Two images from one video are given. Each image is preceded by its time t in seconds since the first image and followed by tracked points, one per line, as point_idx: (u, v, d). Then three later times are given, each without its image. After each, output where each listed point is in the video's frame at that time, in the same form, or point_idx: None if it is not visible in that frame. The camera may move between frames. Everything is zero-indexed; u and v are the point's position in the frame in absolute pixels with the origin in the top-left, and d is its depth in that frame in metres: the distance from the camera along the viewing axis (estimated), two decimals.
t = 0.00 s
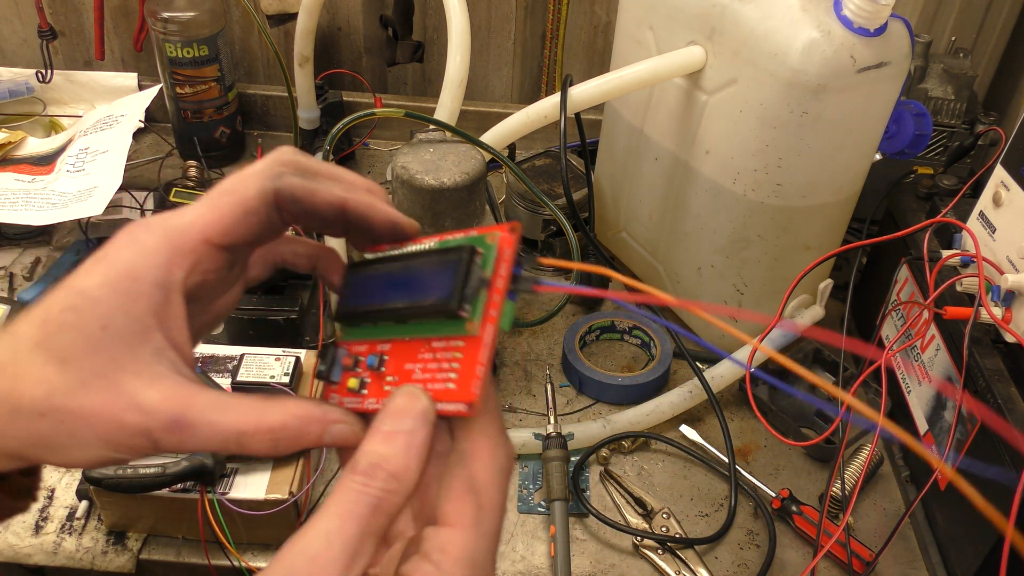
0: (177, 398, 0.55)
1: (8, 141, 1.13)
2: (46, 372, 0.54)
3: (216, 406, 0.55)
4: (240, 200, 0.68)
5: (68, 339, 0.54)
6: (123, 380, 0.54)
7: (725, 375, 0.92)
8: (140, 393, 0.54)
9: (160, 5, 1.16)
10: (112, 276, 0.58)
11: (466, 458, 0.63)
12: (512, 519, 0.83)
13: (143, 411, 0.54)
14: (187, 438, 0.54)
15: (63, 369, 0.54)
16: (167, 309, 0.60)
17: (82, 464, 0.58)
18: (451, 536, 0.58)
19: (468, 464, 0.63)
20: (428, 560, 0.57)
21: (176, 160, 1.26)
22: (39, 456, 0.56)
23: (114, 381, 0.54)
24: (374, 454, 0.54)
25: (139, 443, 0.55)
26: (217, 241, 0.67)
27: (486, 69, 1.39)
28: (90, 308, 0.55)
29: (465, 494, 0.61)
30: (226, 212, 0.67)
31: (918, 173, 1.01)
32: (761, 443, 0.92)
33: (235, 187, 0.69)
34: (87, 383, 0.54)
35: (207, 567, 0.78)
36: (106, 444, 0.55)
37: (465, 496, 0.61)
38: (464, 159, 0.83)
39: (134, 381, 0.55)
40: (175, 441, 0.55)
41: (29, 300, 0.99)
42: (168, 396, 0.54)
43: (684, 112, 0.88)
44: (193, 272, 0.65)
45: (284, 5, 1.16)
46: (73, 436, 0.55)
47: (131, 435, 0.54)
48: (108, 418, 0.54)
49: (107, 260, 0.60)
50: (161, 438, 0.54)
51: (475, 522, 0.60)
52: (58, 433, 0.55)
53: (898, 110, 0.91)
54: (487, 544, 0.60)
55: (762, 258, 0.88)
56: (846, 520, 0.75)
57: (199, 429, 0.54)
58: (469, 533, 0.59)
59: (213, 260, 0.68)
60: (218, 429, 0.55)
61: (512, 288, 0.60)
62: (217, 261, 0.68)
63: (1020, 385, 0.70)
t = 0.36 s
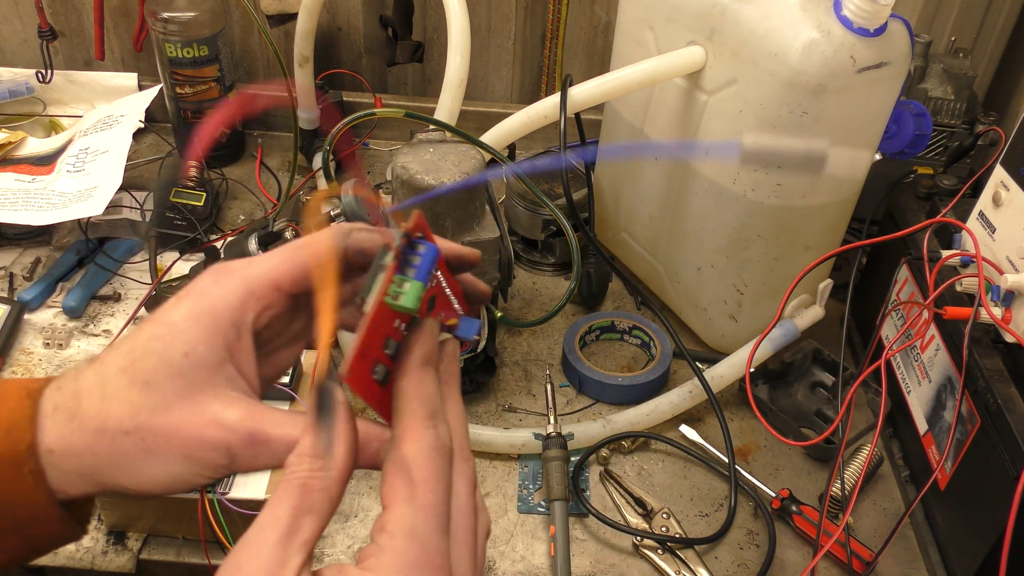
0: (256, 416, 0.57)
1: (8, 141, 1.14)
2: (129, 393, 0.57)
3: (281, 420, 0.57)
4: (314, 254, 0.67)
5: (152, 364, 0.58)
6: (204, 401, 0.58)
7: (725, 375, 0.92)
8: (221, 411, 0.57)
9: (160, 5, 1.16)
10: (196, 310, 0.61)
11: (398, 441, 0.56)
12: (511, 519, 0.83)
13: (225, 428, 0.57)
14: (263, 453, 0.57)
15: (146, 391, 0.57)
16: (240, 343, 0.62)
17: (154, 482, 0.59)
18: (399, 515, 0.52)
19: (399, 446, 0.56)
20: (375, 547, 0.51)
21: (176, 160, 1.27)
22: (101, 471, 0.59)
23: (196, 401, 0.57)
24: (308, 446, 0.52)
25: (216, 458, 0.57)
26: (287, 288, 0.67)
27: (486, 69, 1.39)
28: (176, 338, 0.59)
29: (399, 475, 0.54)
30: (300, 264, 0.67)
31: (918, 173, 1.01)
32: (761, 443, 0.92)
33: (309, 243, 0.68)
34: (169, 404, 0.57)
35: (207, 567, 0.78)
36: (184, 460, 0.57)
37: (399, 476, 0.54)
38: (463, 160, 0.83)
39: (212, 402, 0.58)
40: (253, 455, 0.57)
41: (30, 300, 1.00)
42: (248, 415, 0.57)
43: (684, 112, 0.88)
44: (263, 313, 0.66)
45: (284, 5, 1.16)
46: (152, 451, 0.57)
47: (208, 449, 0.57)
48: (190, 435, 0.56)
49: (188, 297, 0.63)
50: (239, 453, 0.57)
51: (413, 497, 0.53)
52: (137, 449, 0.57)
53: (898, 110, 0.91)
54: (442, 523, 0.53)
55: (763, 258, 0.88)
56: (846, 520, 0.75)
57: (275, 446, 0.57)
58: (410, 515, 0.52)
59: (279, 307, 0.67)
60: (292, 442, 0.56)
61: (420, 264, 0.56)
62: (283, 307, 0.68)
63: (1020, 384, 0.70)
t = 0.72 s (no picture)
0: (255, 402, 0.62)
1: (8, 141, 1.14)
2: (142, 380, 0.65)
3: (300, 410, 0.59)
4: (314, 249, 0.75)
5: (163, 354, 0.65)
6: (209, 387, 0.63)
7: (725, 375, 0.92)
8: (222, 397, 0.63)
9: (161, 5, 1.16)
10: (211, 306, 0.68)
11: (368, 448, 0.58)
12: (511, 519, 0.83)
13: (225, 411, 0.62)
14: (260, 438, 0.62)
15: (157, 377, 0.64)
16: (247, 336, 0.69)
17: (159, 469, 0.64)
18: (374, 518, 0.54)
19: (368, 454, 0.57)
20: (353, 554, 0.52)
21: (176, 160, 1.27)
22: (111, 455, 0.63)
23: (202, 387, 0.63)
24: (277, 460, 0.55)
25: (216, 443, 0.62)
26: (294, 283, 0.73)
27: (486, 69, 1.39)
28: (187, 329, 0.67)
29: (370, 480, 0.56)
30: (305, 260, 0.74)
31: (918, 173, 1.01)
32: (761, 443, 0.92)
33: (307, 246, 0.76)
34: (176, 389, 0.63)
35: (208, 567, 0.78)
36: (186, 445, 0.62)
37: (374, 484, 0.56)
38: (464, 159, 0.83)
39: (214, 387, 0.64)
40: (251, 439, 0.62)
41: (31, 300, 1.00)
42: (247, 400, 0.62)
43: (684, 112, 0.88)
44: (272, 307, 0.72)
45: (284, 5, 1.16)
46: (157, 436, 0.63)
47: (207, 431, 0.62)
48: (192, 418, 0.62)
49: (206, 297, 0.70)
50: (238, 436, 0.62)
51: (386, 501, 0.55)
52: (144, 433, 0.63)
53: (898, 110, 0.91)
54: (416, 524, 0.55)
55: (762, 258, 0.88)
56: (846, 520, 0.75)
57: (272, 429, 0.62)
58: (384, 518, 0.54)
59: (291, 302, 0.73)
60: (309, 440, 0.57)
61: (337, 240, 0.70)
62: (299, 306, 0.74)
63: (1020, 384, 0.70)
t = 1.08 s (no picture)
0: (259, 427, 0.55)
1: (8, 141, 1.14)
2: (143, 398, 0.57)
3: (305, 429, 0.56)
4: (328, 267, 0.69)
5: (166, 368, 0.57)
6: (215, 412, 0.56)
7: (725, 375, 0.92)
8: (227, 420, 0.55)
9: (161, 5, 1.16)
10: (216, 321, 0.61)
11: (389, 457, 0.58)
12: (511, 519, 0.83)
13: (230, 436, 0.54)
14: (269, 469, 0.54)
15: (159, 397, 0.56)
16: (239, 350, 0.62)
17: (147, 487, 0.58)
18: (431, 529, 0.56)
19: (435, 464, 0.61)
20: (409, 549, 0.55)
21: (176, 160, 1.27)
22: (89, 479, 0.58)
23: (207, 409, 0.56)
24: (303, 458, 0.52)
25: (222, 467, 0.55)
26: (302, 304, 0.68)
27: (487, 68, 1.39)
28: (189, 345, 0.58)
29: (439, 487, 0.59)
30: (315, 279, 0.68)
31: (918, 173, 1.01)
32: (761, 443, 0.92)
33: (322, 258, 0.70)
34: (178, 410, 0.56)
35: (208, 567, 0.79)
36: (190, 469, 0.55)
37: (436, 489, 0.58)
38: (464, 159, 0.83)
39: (219, 409, 0.56)
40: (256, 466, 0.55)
41: (31, 300, 1.00)
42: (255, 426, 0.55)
43: (684, 112, 0.88)
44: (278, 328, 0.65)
45: (284, 5, 1.16)
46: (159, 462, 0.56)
47: (212, 457, 0.55)
48: (196, 441, 0.55)
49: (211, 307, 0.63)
50: (243, 462, 0.55)
51: (451, 508, 0.58)
52: (142, 457, 0.56)
53: (898, 110, 0.91)
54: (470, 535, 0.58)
55: (762, 258, 0.88)
56: (846, 520, 0.75)
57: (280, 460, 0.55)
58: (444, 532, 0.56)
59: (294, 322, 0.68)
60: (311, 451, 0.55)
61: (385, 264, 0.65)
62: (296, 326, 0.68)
63: (1020, 384, 0.70)
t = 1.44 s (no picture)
0: (165, 437, 0.57)
1: (8, 141, 1.14)
2: (37, 405, 0.57)
3: (207, 445, 0.57)
4: (255, 260, 0.67)
5: (62, 373, 0.57)
6: (115, 417, 0.57)
7: (725, 375, 0.92)
8: (132, 431, 0.57)
9: (161, 5, 1.16)
10: (116, 317, 0.60)
11: (313, 461, 0.62)
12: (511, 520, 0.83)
13: (134, 448, 0.56)
14: (170, 474, 0.57)
15: (55, 404, 0.56)
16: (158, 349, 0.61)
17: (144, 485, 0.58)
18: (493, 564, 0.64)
19: (494, 493, 0.70)
20: None
21: (176, 160, 1.27)
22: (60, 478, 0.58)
23: (106, 418, 0.57)
24: (408, 494, 0.58)
25: (127, 477, 0.57)
26: (220, 296, 0.66)
27: (486, 68, 1.39)
28: (90, 345, 0.58)
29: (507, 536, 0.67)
30: (237, 273, 0.66)
31: (917, 173, 1.01)
32: (761, 442, 0.92)
33: (246, 251, 0.67)
34: (79, 419, 0.57)
35: (208, 567, 0.79)
36: (93, 478, 0.58)
37: (505, 537, 0.67)
38: (463, 159, 0.83)
39: (126, 418, 0.57)
40: (162, 478, 0.57)
41: (31, 300, 1.00)
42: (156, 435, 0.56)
43: (684, 112, 0.88)
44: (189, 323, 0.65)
45: (284, 6, 1.16)
46: (58, 467, 0.58)
47: (116, 469, 0.57)
48: (100, 451, 0.56)
49: (105, 301, 0.62)
50: (147, 475, 0.57)
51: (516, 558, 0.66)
52: (43, 464, 0.58)
53: (898, 110, 0.92)
54: None
55: (762, 257, 0.88)
56: (846, 520, 0.75)
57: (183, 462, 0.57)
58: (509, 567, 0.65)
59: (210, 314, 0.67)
60: (204, 466, 0.57)
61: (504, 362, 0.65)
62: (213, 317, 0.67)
63: (1020, 385, 0.70)
